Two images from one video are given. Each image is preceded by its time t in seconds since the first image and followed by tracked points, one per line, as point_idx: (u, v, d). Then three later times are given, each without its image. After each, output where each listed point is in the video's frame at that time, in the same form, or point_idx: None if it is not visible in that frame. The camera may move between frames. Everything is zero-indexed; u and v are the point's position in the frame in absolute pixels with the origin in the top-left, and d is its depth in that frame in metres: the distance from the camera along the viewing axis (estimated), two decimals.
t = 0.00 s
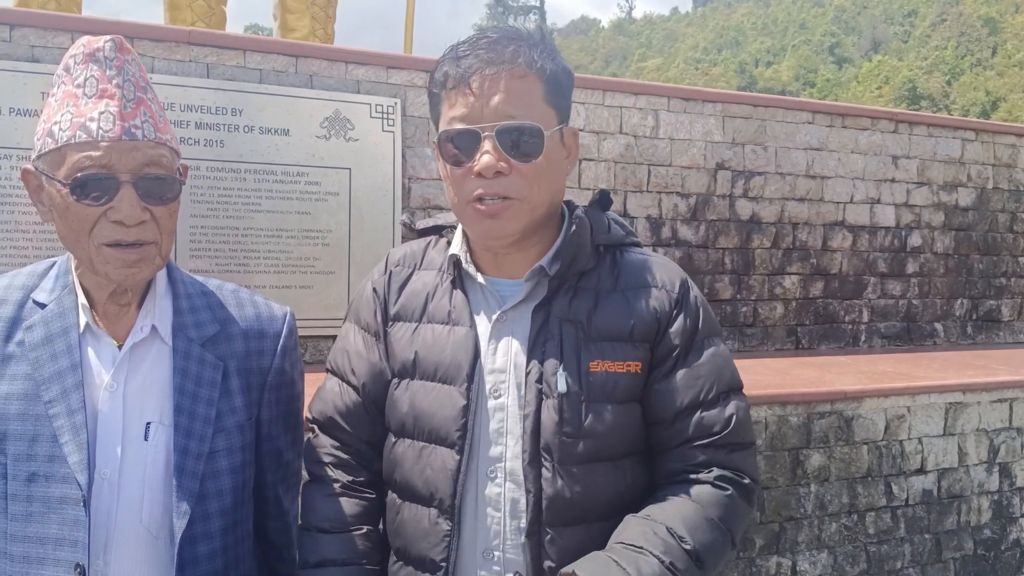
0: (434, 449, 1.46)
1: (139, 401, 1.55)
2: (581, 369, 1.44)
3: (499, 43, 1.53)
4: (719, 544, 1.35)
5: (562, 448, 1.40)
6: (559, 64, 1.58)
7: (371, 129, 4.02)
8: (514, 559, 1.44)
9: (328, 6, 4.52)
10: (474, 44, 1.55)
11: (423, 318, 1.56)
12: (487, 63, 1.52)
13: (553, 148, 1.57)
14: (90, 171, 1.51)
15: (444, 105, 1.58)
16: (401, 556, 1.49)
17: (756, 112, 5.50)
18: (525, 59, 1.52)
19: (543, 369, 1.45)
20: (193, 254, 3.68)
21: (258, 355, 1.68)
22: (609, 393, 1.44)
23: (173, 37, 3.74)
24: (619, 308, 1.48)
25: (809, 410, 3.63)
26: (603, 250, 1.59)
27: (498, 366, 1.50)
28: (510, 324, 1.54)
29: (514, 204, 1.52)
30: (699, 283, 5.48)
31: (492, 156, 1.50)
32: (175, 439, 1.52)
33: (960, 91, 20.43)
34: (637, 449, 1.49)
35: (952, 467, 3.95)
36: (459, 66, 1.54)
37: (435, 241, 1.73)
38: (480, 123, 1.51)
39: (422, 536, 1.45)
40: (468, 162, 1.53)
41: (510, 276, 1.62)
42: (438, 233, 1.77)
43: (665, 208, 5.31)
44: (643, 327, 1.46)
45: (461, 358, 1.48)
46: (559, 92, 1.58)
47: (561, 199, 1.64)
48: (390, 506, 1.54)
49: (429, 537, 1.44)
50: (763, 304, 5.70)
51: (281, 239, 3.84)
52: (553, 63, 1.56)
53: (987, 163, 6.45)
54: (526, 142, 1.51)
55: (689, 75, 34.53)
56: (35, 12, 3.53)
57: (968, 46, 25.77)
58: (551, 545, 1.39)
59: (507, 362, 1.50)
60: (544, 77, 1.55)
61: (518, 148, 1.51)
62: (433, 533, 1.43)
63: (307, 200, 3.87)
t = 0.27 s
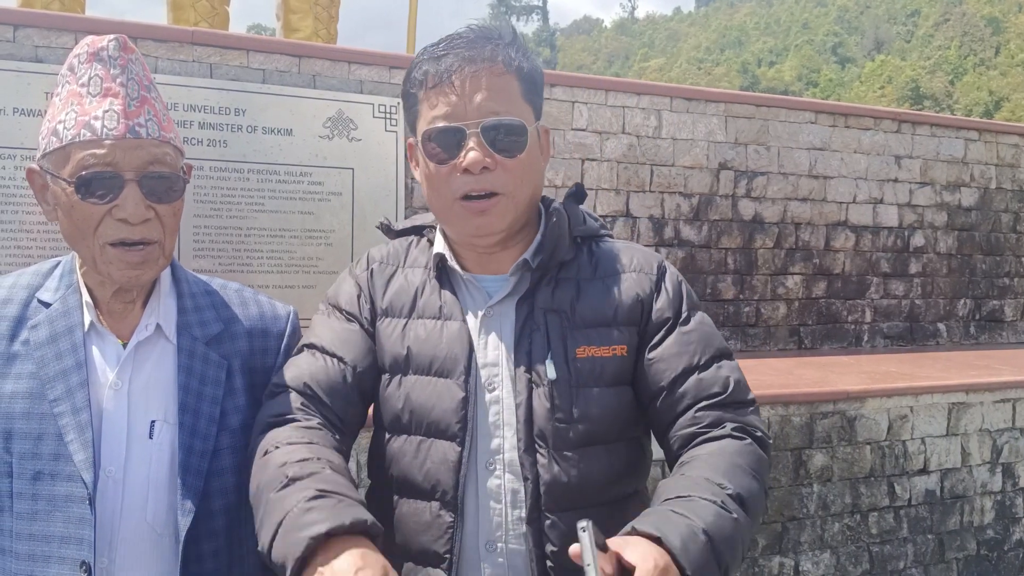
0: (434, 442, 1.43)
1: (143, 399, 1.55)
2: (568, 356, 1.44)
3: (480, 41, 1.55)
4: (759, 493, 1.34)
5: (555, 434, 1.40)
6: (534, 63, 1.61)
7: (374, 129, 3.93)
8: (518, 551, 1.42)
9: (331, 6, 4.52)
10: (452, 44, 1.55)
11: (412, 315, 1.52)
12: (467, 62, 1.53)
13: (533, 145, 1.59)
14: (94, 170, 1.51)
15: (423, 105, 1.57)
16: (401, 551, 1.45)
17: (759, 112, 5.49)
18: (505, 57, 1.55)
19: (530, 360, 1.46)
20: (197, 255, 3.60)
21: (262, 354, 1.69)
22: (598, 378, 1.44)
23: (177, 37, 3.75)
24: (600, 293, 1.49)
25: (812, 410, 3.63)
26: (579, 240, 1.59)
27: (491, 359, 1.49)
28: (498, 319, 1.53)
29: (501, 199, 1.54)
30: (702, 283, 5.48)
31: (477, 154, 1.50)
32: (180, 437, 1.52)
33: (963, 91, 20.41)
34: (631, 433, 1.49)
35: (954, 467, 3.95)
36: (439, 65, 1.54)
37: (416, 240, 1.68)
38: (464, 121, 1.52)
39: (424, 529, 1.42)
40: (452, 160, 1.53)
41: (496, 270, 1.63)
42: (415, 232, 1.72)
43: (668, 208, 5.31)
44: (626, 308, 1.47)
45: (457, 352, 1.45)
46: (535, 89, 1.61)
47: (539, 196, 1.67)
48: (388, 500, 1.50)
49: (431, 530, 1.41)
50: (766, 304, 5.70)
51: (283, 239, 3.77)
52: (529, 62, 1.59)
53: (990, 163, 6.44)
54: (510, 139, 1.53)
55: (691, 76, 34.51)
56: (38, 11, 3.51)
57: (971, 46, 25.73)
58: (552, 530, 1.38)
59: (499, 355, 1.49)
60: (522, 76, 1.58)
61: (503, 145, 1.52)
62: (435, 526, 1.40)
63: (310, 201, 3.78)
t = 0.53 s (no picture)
0: (437, 445, 1.42)
1: (149, 399, 1.56)
2: (572, 354, 1.46)
3: (475, 42, 1.56)
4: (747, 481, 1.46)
5: (563, 431, 1.42)
6: (529, 66, 1.62)
7: (378, 129, 3.91)
8: (525, 548, 1.43)
9: (334, 6, 4.53)
10: (449, 45, 1.56)
11: (407, 319, 1.50)
12: (465, 63, 1.53)
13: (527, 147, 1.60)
14: (98, 169, 1.52)
15: (419, 105, 1.58)
16: (405, 559, 1.42)
17: (763, 112, 5.49)
18: (501, 59, 1.56)
19: (536, 357, 1.46)
20: (202, 254, 3.62)
21: (267, 354, 1.70)
22: (600, 376, 1.47)
23: (181, 37, 3.76)
24: (601, 293, 1.52)
25: (816, 410, 3.62)
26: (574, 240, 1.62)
27: (493, 360, 1.49)
28: (497, 322, 1.54)
29: (497, 199, 1.54)
30: (706, 283, 5.47)
31: (474, 153, 1.51)
32: (185, 436, 1.53)
33: (968, 89, 20.34)
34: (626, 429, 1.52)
35: (959, 467, 3.94)
36: (437, 66, 1.54)
37: (405, 245, 1.66)
38: (461, 121, 1.53)
39: (430, 533, 1.39)
40: (449, 160, 1.53)
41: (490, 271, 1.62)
42: (405, 237, 1.70)
43: (672, 208, 5.30)
44: (626, 309, 1.51)
45: (456, 352, 1.44)
46: (529, 92, 1.62)
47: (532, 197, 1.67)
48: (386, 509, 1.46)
49: (437, 533, 1.39)
50: (770, 304, 5.70)
51: (288, 238, 3.76)
52: (524, 65, 1.60)
53: (995, 163, 6.43)
54: (506, 140, 1.53)
55: (695, 75, 34.46)
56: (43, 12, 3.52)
57: (976, 45, 25.65)
58: (561, 525, 1.40)
59: (501, 355, 1.50)
60: (517, 78, 1.59)
61: (499, 145, 1.53)
62: (442, 529, 1.39)
63: (314, 201, 3.78)
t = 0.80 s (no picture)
0: (439, 445, 1.42)
1: (155, 399, 1.57)
2: (576, 353, 1.46)
3: (476, 43, 1.57)
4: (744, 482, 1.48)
5: (568, 429, 1.42)
6: (529, 66, 1.62)
7: (383, 129, 3.92)
8: (529, 546, 1.43)
9: (339, 7, 4.54)
10: (450, 46, 1.56)
11: (408, 319, 1.51)
12: (465, 64, 1.54)
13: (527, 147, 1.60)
14: (106, 171, 1.53)
15: (419, 105, 1.58)
16: (407, 559, 1.42)
17: (768, 111, 5.48)
18: (501, 60, 1.56)
19: (540, 356, 1.46)
20: (207, 255, 3.62)
21: (273, 354, 1.70)
22: (602, 375, 1.47)
23: (187, 38, 3.77)
24: (602, 292, 1.52)
25: (821, 410, 3.62)
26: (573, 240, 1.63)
27: (496, 359, 1.49)
28: (500, 321, 1.54)
29: (496, 198, 1.54)
30: (711, 283, 5.47)
31: (474, 153, 1.52)
32: (192, 436, 1.53)
33: (973, 88, 20.28)
34: (625, 426, 1.53)
35: (965, 467, 3.93)
36: (437, 67, 1.55)
37: (405, 245, 1.67)
38: (461, 120, 1.53)
39: (434, 533, 1.39)
40: (449, 160, 1.53)
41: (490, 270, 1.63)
42: (405, 237, 1.71)
43: (677, 208, 5.30)
44: (626, 309, 1.52)
45: (458, 352, 1.45)
46: (529, 92, 1.62)
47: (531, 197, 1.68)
48: (387, 510, 1.46)
49: (441, 533, 1.39)
50: (775, 304, 5.69)
51: (293, 238, 3.77)
52: (524, 65, 1.61)
53: (1000, 162, 6.41)
54: (506, 140, 1.54)
55: (699, 75, 34.43)
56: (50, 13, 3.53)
57: (981, 43, 25.56)
58: (566, 523, 1.40)
59: (505, 354, 1.50)
60: (517, 79, 1.59)
61: (499, 145, 1.53)
62: (446, 529, 1.39)
63: (319, 201, 3.79)
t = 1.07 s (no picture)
0: (444, 444, 1.43)
1: (161, 400, 1.58)
2: (581, 353, 1.47)
3: (480, 46, 1.58)
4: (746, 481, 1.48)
5: (573, 428, 1.43)
6: (533, 70, 1.63)
7: (388, 129, 3.93)
8: (535, 544, 1.44)
9: (344, 7, 4.55)
10: (453, 49, 1.57)
11: (413, 319, 1.51)
12: (468, 67, 1.55)
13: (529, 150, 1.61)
14: (114, 173, 1.54)
15: (423, 108, 1.59)
16: (411, 557, 1.43)
17: (771, 111, 5.48)
18: (504, 64, 1.57)
19: (546, 356, 1.47)
20: (212, 255, 3.64)
21: (277, 355, 1.72)
22: (606, 374, 1.48)
23: (192, 39, 3.78)
24: (606, 292, 1.53)
25: (825, 410, 3.62)
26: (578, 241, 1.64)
27: (501, 358, 1.50)
28: (505, 320, 1.54)
29: (499, 201, 1.55)
30: (715, 283, 5.47)
31: (477, 155, 1.52)
32: (197, 437, 1.54)
33: (977, 88, 20.25)
34: (629, 426, 1.54)
35: (968, 467, 3.93)
36: (441, 70, 1.56)
37: (409, 245, 1.68)
38: (464, 123, 1.54)
39: (437, 532, 1.40)
40: (452, 162, 1.54)
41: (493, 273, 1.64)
42: (411, 238, 1.72)
43: (680, 208, 5.30)
44: (630, 309, 1.53)
45: (462, 352, 1.45)
46: (531, 95, 1.63)
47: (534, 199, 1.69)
48: (391, 508, 1.47)
49: (445, 532, 1.40)
50: (778, 304, 5.69)
51: (298, 239, 3.78)
52: (528, 69, 1.62)
53: (1004, 162, 6.41)
54: (509, 143, 1.55)
55: (702, 75, 34.41)
56: (56, 14, 3.55)
57: (985, 43, 25.49)
58: (570, 521, 1.41)
59: (509, 354, 1.51)
60: (521, 82, 1.60)
61: (502, 148, 1.54)
62: (450, 527, 1.40)
63: (324, 201, 3.80)
